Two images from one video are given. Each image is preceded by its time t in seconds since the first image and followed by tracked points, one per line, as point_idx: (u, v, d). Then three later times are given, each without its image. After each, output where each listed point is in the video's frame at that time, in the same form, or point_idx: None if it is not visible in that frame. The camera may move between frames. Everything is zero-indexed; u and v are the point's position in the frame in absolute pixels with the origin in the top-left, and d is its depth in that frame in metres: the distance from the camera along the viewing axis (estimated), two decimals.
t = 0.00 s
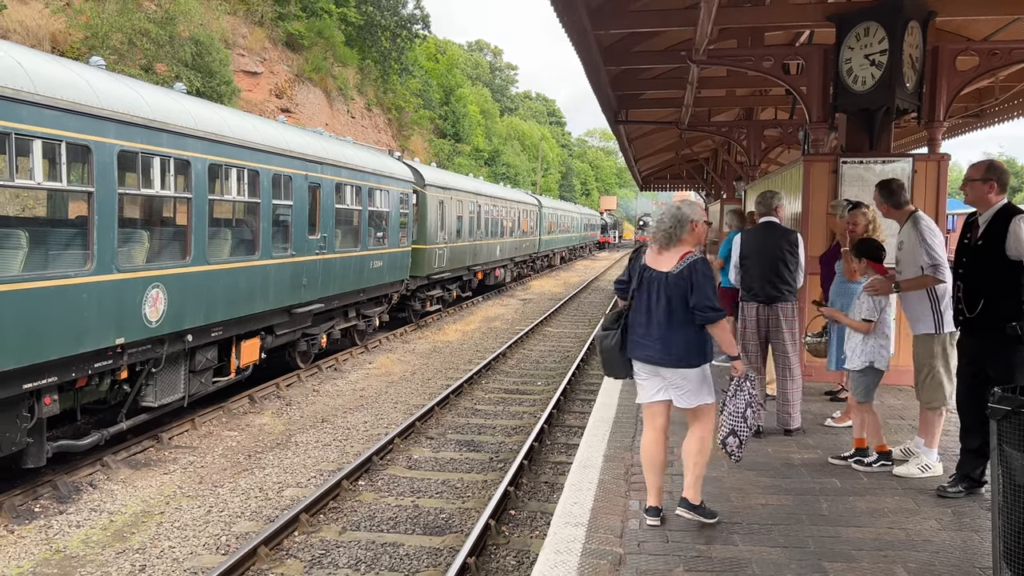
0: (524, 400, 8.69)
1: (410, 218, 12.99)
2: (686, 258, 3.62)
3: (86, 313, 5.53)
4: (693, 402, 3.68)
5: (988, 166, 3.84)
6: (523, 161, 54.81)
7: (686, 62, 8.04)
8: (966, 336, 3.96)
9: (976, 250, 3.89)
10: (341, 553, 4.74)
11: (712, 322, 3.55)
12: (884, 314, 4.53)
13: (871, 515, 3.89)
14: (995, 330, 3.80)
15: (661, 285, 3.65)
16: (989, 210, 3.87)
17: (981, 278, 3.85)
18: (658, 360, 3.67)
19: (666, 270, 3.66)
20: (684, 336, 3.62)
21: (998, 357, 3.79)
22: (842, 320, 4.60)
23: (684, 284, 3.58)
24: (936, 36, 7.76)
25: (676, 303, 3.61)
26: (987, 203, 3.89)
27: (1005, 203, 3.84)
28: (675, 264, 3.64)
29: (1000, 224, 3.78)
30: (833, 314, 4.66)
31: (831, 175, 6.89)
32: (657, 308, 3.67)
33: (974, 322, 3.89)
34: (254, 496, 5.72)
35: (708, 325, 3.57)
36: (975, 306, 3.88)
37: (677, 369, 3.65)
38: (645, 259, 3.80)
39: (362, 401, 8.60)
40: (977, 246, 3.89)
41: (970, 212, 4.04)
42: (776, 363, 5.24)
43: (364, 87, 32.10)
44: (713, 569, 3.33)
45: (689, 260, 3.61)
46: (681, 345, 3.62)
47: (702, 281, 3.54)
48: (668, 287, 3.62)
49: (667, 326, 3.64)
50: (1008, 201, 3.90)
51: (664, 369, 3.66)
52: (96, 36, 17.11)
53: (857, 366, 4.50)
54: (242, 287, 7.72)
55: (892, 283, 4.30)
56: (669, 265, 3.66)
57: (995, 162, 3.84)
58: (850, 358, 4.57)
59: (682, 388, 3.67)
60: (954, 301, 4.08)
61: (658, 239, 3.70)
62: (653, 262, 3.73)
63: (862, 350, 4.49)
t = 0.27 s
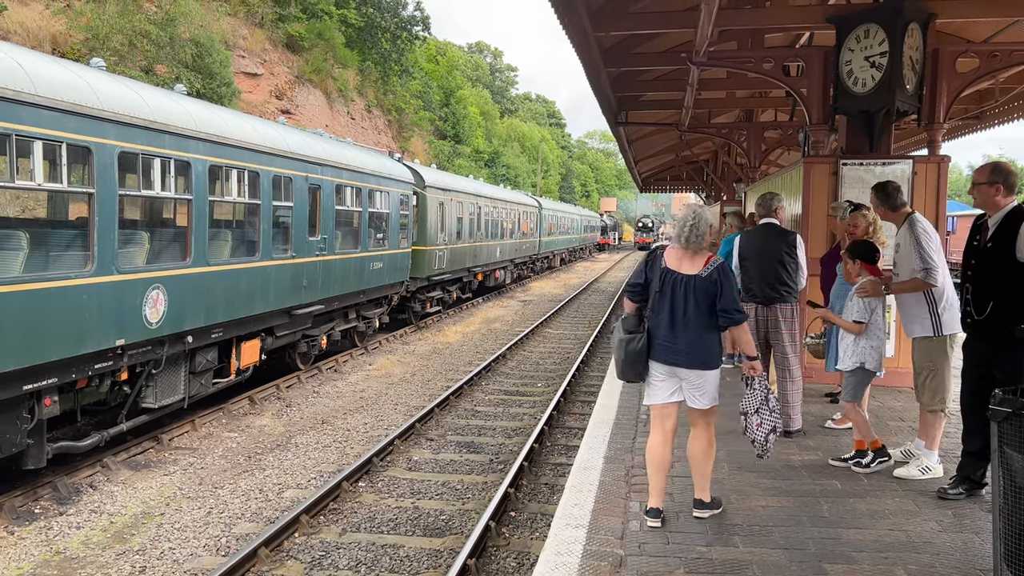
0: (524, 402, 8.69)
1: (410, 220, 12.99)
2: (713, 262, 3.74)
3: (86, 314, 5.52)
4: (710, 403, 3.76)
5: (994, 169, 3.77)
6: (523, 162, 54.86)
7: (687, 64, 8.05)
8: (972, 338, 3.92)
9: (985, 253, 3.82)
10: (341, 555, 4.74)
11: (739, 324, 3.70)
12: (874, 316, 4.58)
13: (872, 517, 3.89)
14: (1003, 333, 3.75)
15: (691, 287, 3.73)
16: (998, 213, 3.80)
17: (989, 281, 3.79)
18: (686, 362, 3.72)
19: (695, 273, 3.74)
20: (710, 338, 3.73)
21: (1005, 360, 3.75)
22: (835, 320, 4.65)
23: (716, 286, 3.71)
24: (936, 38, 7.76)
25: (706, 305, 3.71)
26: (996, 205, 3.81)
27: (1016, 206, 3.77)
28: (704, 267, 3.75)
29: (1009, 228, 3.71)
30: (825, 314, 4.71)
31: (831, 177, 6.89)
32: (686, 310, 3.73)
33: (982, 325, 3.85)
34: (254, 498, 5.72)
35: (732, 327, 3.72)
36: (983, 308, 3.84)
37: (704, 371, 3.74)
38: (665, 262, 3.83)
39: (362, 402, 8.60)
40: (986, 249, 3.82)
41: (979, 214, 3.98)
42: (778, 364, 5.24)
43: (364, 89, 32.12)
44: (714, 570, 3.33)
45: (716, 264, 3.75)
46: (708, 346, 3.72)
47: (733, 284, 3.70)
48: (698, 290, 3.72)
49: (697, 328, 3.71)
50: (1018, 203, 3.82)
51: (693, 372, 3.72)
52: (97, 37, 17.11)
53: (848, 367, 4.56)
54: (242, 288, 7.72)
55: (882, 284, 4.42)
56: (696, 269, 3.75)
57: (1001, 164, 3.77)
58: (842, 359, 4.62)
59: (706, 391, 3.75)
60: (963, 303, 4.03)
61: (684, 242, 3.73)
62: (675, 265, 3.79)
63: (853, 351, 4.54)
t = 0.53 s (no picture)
0: (523, 403, 8.69)
1: (410, 221, 12.99)
2: (734, 262, 3.97)
3: (85, 315, 5.51)
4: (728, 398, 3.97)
5: (1002, 170, 3.77)
6: (522, 163, 54.87)
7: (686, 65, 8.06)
8: (980, 340, 3.90)
9: (994, 255, 3.81)
10: (340, 556, 4.73)
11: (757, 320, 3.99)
12: (870, 316, 4.56)
13: (872, 518, 3.89)
14: (1012, 336, 3.73)
15: (719, 286, 3.92)
16: (1007, 215, 3.78)
17: (999, 283, 3.77)
18: (715, 358, 3.88)
19: (721, 272, 3.94)
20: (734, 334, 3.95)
21: (1014, 362, 3.72)
22: (831, 321, 4.64)
23: (740, 283, 3.94)
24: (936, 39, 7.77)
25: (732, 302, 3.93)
26: (1005, 208, 3.80)
27: None
28: (726, 266, 3.96)
29: (1019, 230, 3.69)
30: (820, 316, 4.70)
31: (829, 178, 6.89)
32: (714, 307, 3.90)
33: (993, 327, 3.82)
34: (253, 499, 5.71)
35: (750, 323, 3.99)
36: (994, 310, 3.81)
37: (730, 367, 3.94)
38: (687, 263, 3.99)
39: (361, 404, 8.59)
40: (995, 250, 3.80)
41: (987, 215, 3.96)
42: (779, 364, 5.25)
43: (363, 90, 32.13)
44: (713, 572, 3.33)
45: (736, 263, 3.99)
46: (733, 342, 3.93)
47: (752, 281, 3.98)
48: (725, 287, 3.93)
49: (725, 325, 3.90)
50: None
51: (722, 368, 3.89)
52: (96, 38, 17.09)
53: (844, 367, 4.54)
54: (241, 289, 7.71)
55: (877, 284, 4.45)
56: (720, 268, 3.95)
57: (1009, 165, 3.78)
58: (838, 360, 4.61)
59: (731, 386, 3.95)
60: (972, 305, 4.00)
61: (706, 241, 3.91)
62: (697, 264, 3.96)
63: (849, 351, 4.53)
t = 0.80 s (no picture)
0: (521, 404, 8.68)
1: (408, 222, 12.99)
2: (737, 263, 4.00)
3: (82, 316, 5.50)
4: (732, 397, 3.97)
5: (1007, 171, 3.73)
6: (521, 164, 54.90)
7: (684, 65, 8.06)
8: (984, 340, 3.88)
9: (999, 254, 3.77)
10: (339, 558, 4.72)
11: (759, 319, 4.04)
12: (867, 316, 4.57)
13: (871, 518, 3.89)
14: (1016, 338, 3.70)
15: (723, 285, 3.95)
16: (1012, 215, 3.75)
17: (1004, 284, 3.74)
18: (720, 357, 3.90)
19: (726, 271, 3.97)
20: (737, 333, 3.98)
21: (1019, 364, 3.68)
22: (827, 322, 4.64)
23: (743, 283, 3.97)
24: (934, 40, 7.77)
25: (736, 301, 3.96)
26: (1010, 209, 3.76)
27: None
28: (731, 266, 3.99)
29: None
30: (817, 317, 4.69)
31: (828, 178, 6.89)
32: (719, 307, 3.92)
33: (998, 329, 3.78)
34: (252, 500, 5.70)
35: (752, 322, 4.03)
36: (999, 311, 3.77)
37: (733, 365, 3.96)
38: (691, 264, 4.01)
39: (360, 405, 8.58)
40: (1000, 251, 3.76)
41: (993, 215, 3.93)
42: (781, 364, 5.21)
43: (361, 91, 32.11)
44: (713, 572, 3.32)
45: (740, 263, 4.02)
46: (737, 342, 3.95)
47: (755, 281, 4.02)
48: (730, 287, 3.95)
49: (730, 324, 3.92)
50: None
51: (726, 366, 3.91)
52: (93, 39, 17.06)
53: (843, 367, 4.55)
54: (239, 290, 7.70)
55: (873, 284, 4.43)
56: (723, 268, 3.97)
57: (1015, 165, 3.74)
58: (837, 361, 4.60)
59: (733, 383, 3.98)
60: (977, 306, 3.97)
61: (710, 243, 3.94)
62: (701, 265, 3.98)
63: (847, 351, 4.54)
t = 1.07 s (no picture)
0: (519, 404, 8.68)
1: (406, 222, 12.99)
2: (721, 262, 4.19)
3: (79, 317, 5.49)
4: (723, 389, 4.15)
5: (1006, 171, 3.73)
6: (518, 165, 54.94)
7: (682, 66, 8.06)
8: (984, 340, 3.86)
9: (999, 255, 3.74)
10: (337, 559, 4.72)
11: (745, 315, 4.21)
12: (864, 315, 4.58)
13: (869, 518, 3.89)
14: (1018, 339, 3.68)
15: (709, 285, 4.13)
16: (1010, 215, 3.74)
17: (1004, 285, 3.70)
18: (710, 352, 4.07)
19: (711, 271, 4.15)
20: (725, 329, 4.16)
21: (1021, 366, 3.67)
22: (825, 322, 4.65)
23: (728, 282, 4.15)
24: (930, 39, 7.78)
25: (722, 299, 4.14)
26: (1008, 209, 3.75)
27: None
28: (715, 266, 4.16)
29: None
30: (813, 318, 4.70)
31: (826, 178, 6.90)
32: (706, 306, 4.10)
33: (999, 330, 3.76)
34: (249, 501, 5.69)
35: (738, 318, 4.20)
36: (1000, 313, 3.74)
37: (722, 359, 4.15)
38: (678, 264, 4.18)
39: (357, 405, 8.58)
40: (1000, 252, 3.73)
41: (992, 215, 3.92)
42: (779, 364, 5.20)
43: (359, 91, 32.08)
44: (711, 573, 3.32)
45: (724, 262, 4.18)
46: (725, 337, 4.14)
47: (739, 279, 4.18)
48: (715, 286, 4.13)
49: (717, 321, 4.11)
50: None
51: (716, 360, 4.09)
52: (90, 39, 17.03)
53: (840, 367, 4.56)
54: (237, 291, 7.69)
55: (871, 283, 4.43)
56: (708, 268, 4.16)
57: (1013, 166, 3.73)
58: (834, 361, 4.62)
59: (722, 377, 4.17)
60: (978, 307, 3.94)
61: (694, 243, 4.09)
62: (688, 266, 4.16)
63: (844, 351, 4.55)
